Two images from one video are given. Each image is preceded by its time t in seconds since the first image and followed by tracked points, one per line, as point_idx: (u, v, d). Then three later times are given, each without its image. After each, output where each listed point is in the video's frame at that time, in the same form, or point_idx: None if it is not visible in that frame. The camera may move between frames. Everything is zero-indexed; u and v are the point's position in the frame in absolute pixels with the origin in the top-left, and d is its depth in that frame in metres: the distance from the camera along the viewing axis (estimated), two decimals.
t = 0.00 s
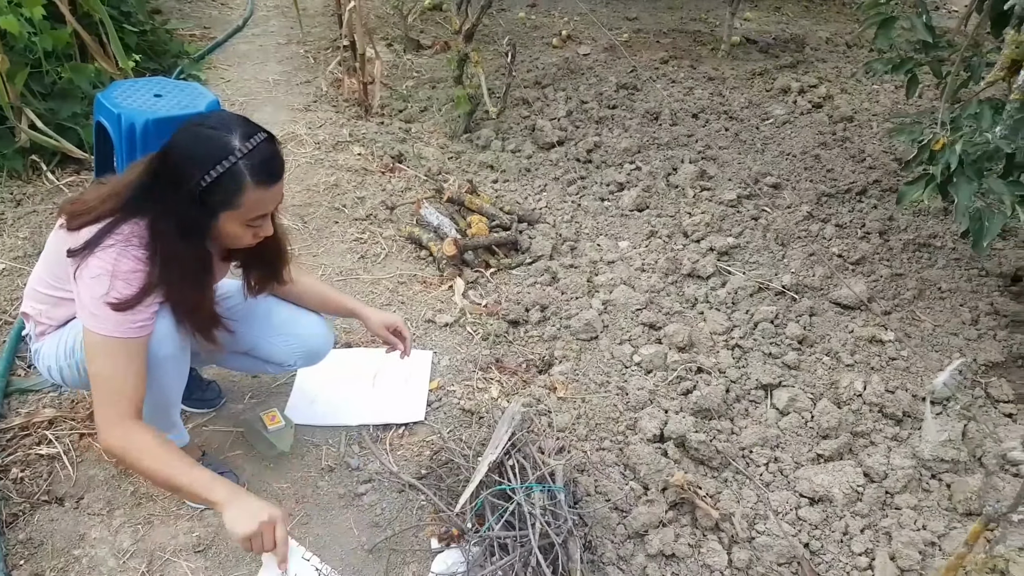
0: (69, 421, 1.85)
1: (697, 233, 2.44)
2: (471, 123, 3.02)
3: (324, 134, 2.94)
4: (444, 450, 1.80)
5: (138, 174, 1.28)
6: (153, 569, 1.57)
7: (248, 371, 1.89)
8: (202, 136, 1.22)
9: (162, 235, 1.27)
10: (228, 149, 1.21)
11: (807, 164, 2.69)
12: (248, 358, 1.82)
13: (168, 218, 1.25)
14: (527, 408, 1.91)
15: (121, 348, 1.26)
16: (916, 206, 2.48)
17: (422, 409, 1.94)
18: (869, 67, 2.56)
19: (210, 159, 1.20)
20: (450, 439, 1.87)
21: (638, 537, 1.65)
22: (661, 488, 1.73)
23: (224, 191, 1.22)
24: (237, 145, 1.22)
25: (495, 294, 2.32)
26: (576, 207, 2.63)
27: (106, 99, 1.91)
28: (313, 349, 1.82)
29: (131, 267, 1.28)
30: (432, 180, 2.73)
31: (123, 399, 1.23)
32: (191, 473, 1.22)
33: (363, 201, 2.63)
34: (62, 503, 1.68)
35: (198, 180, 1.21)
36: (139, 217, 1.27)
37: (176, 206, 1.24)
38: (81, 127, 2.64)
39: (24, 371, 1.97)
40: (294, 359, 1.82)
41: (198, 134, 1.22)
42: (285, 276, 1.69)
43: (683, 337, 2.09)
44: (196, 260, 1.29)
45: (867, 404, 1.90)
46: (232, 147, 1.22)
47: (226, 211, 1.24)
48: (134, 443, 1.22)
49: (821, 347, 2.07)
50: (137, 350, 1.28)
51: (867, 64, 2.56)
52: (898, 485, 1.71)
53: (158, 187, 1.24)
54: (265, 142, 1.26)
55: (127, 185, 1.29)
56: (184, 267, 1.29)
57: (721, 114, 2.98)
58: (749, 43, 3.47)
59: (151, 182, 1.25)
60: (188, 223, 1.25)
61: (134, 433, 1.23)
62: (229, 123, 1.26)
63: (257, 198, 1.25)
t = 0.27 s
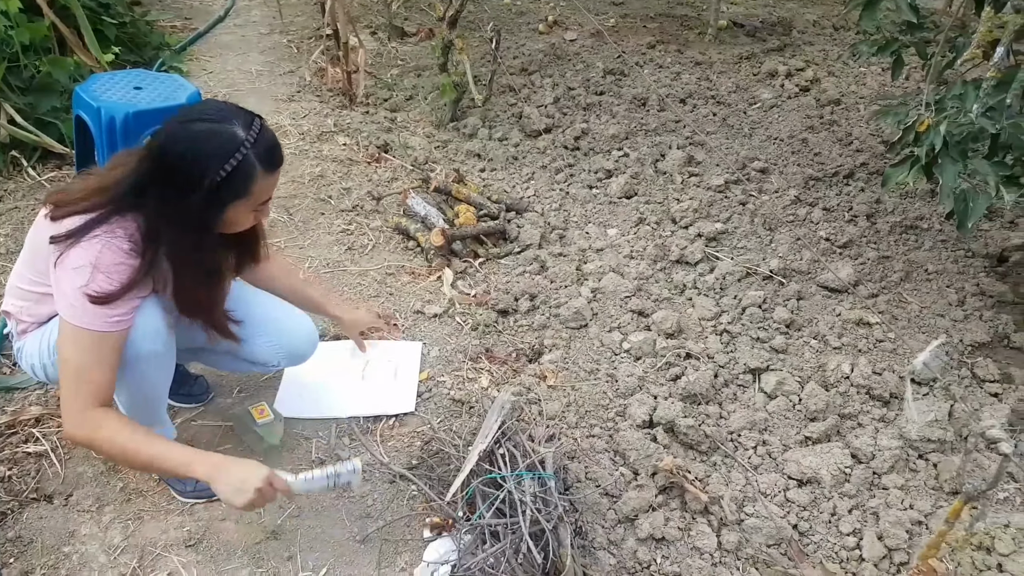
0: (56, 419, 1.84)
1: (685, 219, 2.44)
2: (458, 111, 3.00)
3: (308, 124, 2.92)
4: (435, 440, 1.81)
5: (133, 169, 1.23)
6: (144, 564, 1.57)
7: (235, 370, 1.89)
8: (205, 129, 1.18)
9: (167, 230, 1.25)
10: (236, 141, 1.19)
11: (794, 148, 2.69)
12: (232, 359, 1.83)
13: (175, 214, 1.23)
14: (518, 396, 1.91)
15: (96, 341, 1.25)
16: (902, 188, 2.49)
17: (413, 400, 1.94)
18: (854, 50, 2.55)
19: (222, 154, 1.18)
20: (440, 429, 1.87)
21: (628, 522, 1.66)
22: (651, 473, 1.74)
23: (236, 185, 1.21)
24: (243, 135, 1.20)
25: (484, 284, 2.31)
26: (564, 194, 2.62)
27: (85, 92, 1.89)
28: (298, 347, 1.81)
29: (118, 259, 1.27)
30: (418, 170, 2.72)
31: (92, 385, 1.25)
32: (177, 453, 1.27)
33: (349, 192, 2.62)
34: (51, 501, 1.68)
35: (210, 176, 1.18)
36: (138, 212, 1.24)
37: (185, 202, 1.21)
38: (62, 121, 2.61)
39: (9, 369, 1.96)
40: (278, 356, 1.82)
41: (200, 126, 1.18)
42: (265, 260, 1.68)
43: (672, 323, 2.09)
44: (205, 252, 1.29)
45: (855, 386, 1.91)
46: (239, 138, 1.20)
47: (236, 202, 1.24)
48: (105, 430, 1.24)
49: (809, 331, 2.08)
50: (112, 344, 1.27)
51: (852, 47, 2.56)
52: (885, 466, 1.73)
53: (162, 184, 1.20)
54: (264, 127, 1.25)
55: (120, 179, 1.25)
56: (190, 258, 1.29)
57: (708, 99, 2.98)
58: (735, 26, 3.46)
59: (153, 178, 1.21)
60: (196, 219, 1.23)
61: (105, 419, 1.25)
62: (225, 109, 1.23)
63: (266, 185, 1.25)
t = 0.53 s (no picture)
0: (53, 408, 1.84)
1: (680, 205, 2.43)
2: (451, 98, 2.98)
3: (300, 112, 2.90)
4: (430, 428, 1.80)
5: (139, 160, 1.20)
6: (142, 553, 1.57)
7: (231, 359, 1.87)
8: (216, 118, 1.15)
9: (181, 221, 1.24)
10: (250, 128, 1.18)
11: (789, 133, 2.67)
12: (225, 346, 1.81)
13: (190, 206, 1.21)
14: (512, 384, 1.91)
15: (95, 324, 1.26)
16: (898, 172, 2.47)
17: (407, 385, 1.94)
18: (850, 33, 2.53)
19: (237, 143, 1.16)
20: (436, 416, 1.86)
21: (624, 508, 1.66)
22: (646, 459, 1.73)
23: (251, 172, 1.20)
24: (253, 121, 1.19)
25: (478, 272, 2.30)
26: (558, 181, 2.60)
27: (77, 81, 1.87)
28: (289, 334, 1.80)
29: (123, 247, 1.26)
30: (411, 157, 2.71)
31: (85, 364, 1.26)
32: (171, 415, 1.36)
33: (342, 180, 2.61)
34: (49, 489, 1.67)
35: (225, 166, 1.17)
36: (149, 204, 1.22)
37: (200, 194, 1.20)
38: (55, 111, 2.59)
39: (6, 359, 1.95)
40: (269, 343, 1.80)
41: (210, 115, 1.15)
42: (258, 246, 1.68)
43: (667, 310, 2.08)
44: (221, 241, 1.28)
45: (851, 371, 1.90)
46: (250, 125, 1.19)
47: (251, 188, 1.23)
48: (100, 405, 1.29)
49: (805, 317, 2.07)
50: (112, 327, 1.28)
51: (848, 30, 2.54)
52: (882, 451, 1.72)
53: (175, 177, 1.18)
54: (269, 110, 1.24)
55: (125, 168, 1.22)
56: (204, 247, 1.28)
57: (702, 84, 2.96)
58: (730, 11, 3.44)
59: (164, 172, 1.19)
60: (212, 210, 1.22)
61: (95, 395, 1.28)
62: (230, 95, 1.20)
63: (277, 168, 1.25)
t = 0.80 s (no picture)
0: (54, 394, 1.84)
1: (680, 191, 2.42)
2: (450, 83, 2.96)
3: (299, 98, 2.88)
4: (431, 414, 1.80)
5: (143, 145, 1.19)
6: (145, 538, 1.58)
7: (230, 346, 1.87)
8: (220, 97, 1.15)
9: (193, 202, 1.24)
10: (255, 104, 1.18)
11: (790, 117, 2.66)
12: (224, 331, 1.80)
13: (201, 187, 1.22)
14: (513, 370, 1.91)
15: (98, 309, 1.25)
16: (899, 157, 2.46)
17: (408, 373, 1.94)
18: (852, 17, 2.51)
19: (245, 119, 1.17)
20: (436, 402, 1.87)
21: (624, 493, 1.66)
22: (647, 445, 1.74)
23: (259, 147, 1.21)
24: (256, 96, 1.19)
25: (478, 258, 2.30)
26: (558, 166, 2.59)
27: (75, 67, 1.86)
28: (289, 321, 1.80)
29: (129, 229, 1.25)
30: (411, 143, 2.70)
31: (95, 353, 1.26)
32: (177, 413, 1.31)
33: (341, 166, 2.60)
34: (51, 475, 1.68)
35: (236, 144, 1.18)
36: (157, 188, 1.22)
37: (212, 175, 1.20)
38: (53, 97, 2.57)
39: (7, 345, 1.95)
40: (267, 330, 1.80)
41: (213, 95, 1.15)
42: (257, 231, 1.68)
43: (667, 296, 2.08)
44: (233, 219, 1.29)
45: (851, 356, 1.90)
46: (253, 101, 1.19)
47: (259, 164, 1.24)
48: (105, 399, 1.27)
49: (805, 302, 2.07)
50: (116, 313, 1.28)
51: (849, 14, 2.52)
52: (882, 436, 1.73)
53: (185, 159, 1.18)
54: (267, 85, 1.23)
55: (131, 154, 1.21)
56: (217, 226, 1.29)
57: (703, 69, 2.94)
58: None
59: (173, 154, 1.18)
60: (225, 189, 1.23)
61: (108, 385, 1.27)
62: (228, 71, 1.20)
63: (282, 142, 1.26)
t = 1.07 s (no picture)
0: (59, 383, 1.84)
1: (684, 181, 2.42)
2: (452, 73, 2.95)
3: (301, 88, 2.87)
4: (435, 404, 1.80)
5: (153, 137, 1.19)
6: (150, 527, 1.58)
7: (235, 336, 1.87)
8: (227, 84, 1.14)
9: (204, 191, 1.24)
10: (259, 86, 1.18)
11: (793, 108, 2.65)
12: (228, 323, 1.80)
13: (212, 176, 1.22)
14: (516, 361, 1.91)
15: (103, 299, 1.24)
16: (903, 148, 2.46)
17: (411, 363, 1.94)
18: (857, 7, 2.50)
19: (252, 104, 1.17)
20: (440, 392, 1.87)
21: (628, 484, 1.67)
22: (650, 436, 1.74)
23: (267, 129, 1.22)
24: (258, 78, 1.19)
25: (481, 249, 2.29)
26: (561, 157, 2.59)
27: (79, 57, 1.85)
28: (293, 312, 1.79)
29: (137, 220, 1.26)
30: (413, 134, 2.69)
31: (103, 347, 1.26)
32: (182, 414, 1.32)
33: (344, 156, 2.59)
34: (57, 464, 1.68)
35: (248, 130, 1.18)
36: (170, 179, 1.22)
37: (223, 164, 1.20)
38: (57, 87, 2.56)
39: (12, 335, 1.94)
40: (271, 321, 1.79)
41: (220, 82, 1.14)
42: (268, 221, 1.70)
43: (670, 287, 2.08)
44: (246, 206, 1.30)
45: (855, 348, 1.90)
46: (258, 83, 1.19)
47: (266, 146, 1.24)
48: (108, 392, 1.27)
49: (809, 294, 2.07)
50: (122, 303, 1.27)
51: (854, 4, 2.50)
52: (886, 429, 1.73)
53: (194, 149, 1.18)
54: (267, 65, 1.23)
55: (138, 146, 1.21)
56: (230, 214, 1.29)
57: (706, 59, 2.92)
58: None
59: (182, 144, 1.18)
60: (235, 176, 1.23)
61: (116, 380, 1.27)
62: (228, 55, 1.18)
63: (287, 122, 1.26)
